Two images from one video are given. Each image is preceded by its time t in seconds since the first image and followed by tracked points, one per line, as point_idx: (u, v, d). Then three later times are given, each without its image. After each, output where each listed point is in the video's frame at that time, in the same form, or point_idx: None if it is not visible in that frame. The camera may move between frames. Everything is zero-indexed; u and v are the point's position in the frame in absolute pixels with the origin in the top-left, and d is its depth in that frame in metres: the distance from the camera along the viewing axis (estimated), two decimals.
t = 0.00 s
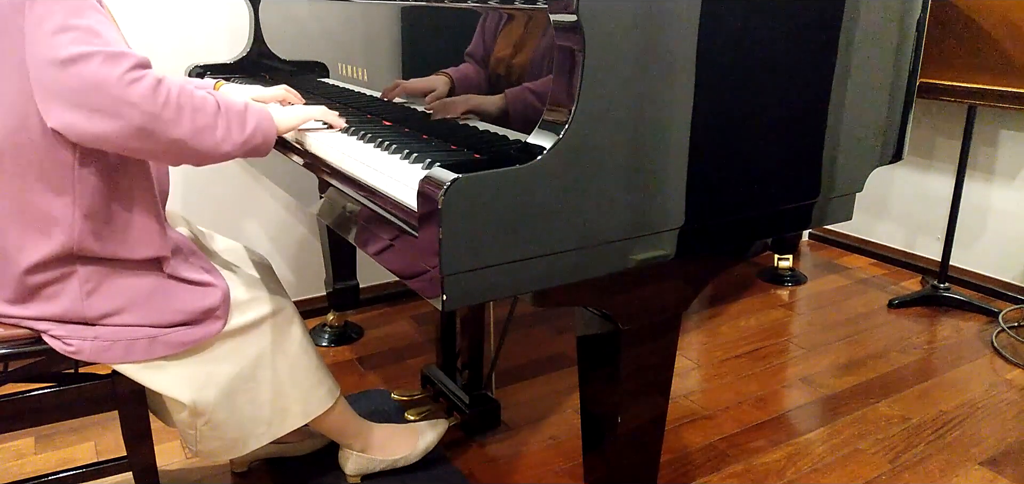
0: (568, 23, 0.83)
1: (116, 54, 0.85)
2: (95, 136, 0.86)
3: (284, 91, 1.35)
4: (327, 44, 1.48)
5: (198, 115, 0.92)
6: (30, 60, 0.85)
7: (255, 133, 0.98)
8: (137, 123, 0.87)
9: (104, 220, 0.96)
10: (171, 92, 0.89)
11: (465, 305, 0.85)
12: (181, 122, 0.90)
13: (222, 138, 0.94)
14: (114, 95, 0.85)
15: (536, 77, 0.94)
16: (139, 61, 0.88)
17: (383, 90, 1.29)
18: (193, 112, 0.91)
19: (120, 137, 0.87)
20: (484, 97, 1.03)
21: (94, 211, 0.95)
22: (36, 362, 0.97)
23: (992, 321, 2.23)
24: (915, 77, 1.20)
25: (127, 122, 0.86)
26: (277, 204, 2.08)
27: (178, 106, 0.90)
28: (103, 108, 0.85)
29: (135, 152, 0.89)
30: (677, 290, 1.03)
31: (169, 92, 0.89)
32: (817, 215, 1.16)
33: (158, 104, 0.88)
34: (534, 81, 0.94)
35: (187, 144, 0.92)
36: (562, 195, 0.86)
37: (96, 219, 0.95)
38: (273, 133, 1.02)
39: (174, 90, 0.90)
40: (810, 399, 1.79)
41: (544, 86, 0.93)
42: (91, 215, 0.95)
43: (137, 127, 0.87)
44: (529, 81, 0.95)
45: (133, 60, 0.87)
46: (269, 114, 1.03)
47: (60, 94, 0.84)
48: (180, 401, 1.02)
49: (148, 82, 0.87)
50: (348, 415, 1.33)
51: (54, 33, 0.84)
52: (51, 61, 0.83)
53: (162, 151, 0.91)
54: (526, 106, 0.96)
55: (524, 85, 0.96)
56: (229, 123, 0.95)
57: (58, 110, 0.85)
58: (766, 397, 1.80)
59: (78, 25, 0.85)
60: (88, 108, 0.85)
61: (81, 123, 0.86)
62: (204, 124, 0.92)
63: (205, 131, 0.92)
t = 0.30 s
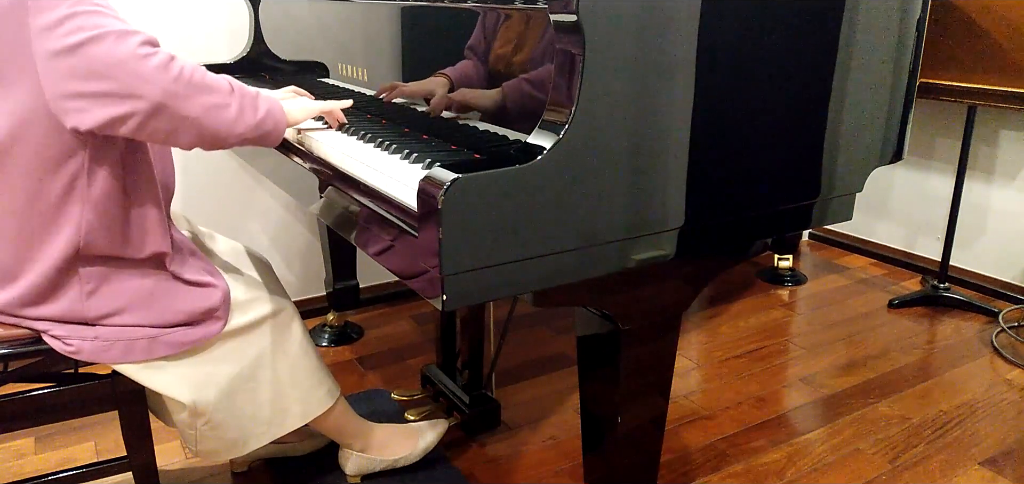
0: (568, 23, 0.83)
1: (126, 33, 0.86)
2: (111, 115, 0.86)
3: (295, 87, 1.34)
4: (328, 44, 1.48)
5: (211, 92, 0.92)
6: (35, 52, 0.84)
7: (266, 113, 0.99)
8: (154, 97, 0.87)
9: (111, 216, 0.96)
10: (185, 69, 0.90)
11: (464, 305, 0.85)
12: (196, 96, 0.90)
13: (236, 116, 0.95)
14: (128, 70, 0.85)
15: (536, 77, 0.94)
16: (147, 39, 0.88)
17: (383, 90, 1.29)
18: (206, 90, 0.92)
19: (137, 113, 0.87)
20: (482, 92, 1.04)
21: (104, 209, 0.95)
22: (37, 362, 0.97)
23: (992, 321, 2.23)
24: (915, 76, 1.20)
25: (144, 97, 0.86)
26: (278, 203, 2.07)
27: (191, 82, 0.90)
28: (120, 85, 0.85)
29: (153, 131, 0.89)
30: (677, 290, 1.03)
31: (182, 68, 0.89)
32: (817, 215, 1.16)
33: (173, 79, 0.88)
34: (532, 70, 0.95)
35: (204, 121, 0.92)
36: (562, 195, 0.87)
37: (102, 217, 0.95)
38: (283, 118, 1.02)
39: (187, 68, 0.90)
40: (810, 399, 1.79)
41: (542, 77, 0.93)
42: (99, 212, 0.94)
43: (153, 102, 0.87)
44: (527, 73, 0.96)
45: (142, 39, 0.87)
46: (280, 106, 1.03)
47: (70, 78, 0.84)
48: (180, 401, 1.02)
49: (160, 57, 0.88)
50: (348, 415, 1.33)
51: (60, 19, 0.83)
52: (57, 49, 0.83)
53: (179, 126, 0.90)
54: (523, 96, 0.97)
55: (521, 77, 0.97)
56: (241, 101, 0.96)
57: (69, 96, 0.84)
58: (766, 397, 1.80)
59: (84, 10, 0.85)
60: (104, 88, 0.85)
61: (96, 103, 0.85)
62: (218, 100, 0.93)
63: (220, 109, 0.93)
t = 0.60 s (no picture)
0: (568, 23, 0.83)
1: (128, 56, 0.85)
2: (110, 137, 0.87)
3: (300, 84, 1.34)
4: (328, 44, 1.48)
5: (211, 112, 0.92)
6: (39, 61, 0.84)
7: (268, 125, 0.99)
8: (154, 122, 0.87)
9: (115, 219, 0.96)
10: (185, 90, 0.90)
11: (464, 305, 0.85)
12: (196, 118, 0.91)
13: (237, 132, 0.95)
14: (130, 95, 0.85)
15: (534, 78, 0.94)
16: (150, 59, 0.88)
17: (382, 90, 1.29)
18: (206, 110, 0.92)
19: (137, 137, 0.88)
20: (476, 92, 1.05)
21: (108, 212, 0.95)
22: (37, 362, 0.97)
23: (992, 321, 2.23)
24: (915, 76, 1.20)
25: (144, 123, 0.87)
26: (277, 203, 2.07)
27: (192, 104, 0.90)
28: (118, 109, 0.85)
29: (151, 152, 0.90)
30: (677, 290, 1.03)
31: (182, 90, 0.89)
32: (817, 215, 1.16)
33: (173, 104, 0.88)
34: (523, 75, 0.97)
35: (202, 140, 0.92)
36: (562, 194, 0.87)
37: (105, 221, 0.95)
38: (281, 123, 1.02)
39: (187, 88, 0.90)
40: (810, 399, 1.79)
41: (533, 81, 0.95)
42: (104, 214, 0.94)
43: (154, 126, 0.88)
44: (518, 76, 0.97)
45: (144, 61, 0.87)
46: (276, 103, 1.03)
47: (73, 95, 0.84)
48: (180, 401, 1.02)
49: (162, 80, 0.87)
50: (348, 415, 1.33)
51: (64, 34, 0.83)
52: (61, 63, 0.83)
53: (178, 148, 0.91)
54: (513, 100, 0.98)
55: (513, 79, 0.98)
56: (243, 116, 0.96)
57: (70, 112, 0.85)
58: (766, 397, 1.80)
59: (89, 24, 0.84)
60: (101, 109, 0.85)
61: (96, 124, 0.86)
62: (218, 119, 0.93)
63: (219, 128, 0.93)
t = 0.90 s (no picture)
0: (569, 23, 0.83)
1: (121, 89, 0.85)
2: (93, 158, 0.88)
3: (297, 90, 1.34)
4: (328, 44, 1.48)
5: (195, 141, 0.93)
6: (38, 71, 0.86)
7: (251, 147, 0.99)
8: (136, 156, 0.89)
9: (105, 223, 0.96)
10: (171, 123, 0.90)
11: (465, 305, 0.85)
12: (179, 151, 0.92)
13: (219, 159, 0.96)
14: (116, 129, 0.86)
15: (534, 79, 0.94)
16: (144, 92, 0.88)
17: (382, 90, 1.29)
18: (190, 140, 0.93)
19: (118, 164, 0.89)
20: (474, 97, 1.05)
21: (91, 215, 0.95)
22: (37, 362, 0.97)
23: (992, 321, 2.23)
24: (915, 76, 1.20)
25: (126, 154, 0.88)
26: (277, 203, 2.07)
27: (176, 137, 0.91)
28: (103, 139, 0.87)
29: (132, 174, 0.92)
30: (677, 290, 1.03)
31: (169, 124, 0.90)
32: (817, 215, 1.16)
33: (158, 139, 0.89)
34: (522, 88, 0.97)
35: (184, 169, 0.94)
36: (562, 195, 0.86)
37: (90, 224, 0.95)
38: (265, 136, 1.02)
39: (174, 120, 0.91)
40: (810, 399, 1.79)
41: (531, 96, 0.95)
42: (85, 217, 0.95)
43: (136, 158, 0.89)
44: (517, 88, 0.98)
45: (138, 95, 0.87)
46: (259, 114, 1.02)
47: (63, 115, 0.85)
48: (180, 401, 1.02)
49: (150, 116, 0.88)
50: (348, 415, 1.33)
51: (61, 56, 0.84)
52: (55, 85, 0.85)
53: (156, 174, 0.93)
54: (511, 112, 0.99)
55: (512, 91, 0.98)
56: (227, 143, 0.97)
57: (59, 129, 0.86)
58: (766, 397, 1.80)
59: (86, 49, 0.85)
60: (88, 135, 0.86)
61: (80, 145, 0.87)
62: (201, 148, 0.94)
63: (202, 157, 0.94)
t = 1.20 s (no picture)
0: (568, 23, 0.83)
1: (110, 96, 0.85)
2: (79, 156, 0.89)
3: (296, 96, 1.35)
4: (328, 44, 1.48)
5: (180, 149, 0.93)
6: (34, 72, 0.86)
7: (237, 157, 1.00)
8: (119, 162, 0.89)
9: (104, 222, 0.97)
10: (157, 131, 0.90)
11: (465, 305, 0.85)
12: (163, 160, 0.92)
13: (203, 169, 0.96)
14: (101, 136, 0.86)
15: (534, 79, 0.94)
16: (133, 100, 0.88)
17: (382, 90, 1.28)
18: (175, 148, 0.93)
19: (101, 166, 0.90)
20: (474, 99, 1.05)
21: (90, 212, 0.95)
22: (37, 362, 0.97)
23: (992, 321, 2.23)
24: (915, 76, 1.20)
25: (110, 159, 0.89)
26: (277, 203, 2.07)
27: (161, 147, 0.91)
28: (90, 143, 0.87)
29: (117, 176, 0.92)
30: (677, 290, 1.03)
31: (154, 132, 0.90)
32: (817, 215, 1.16)
33: (142, 147, 0.89)
34: (523, 93, 0.96)
35: (168, 176, 0.94)
36: (562, 196, 0.86)
37: (89, 221, 0.96)
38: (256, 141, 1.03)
39: (160, 128, 0.91)
40: (810, 399, 1.79)
41: (532, 101, 0.95)
42: (84, 214, 0.95)
43: (119, 163, 0.89)
44: (518, 92, 0.97)
45: (127, 103, 0.87)
46: (250, 122, 1.02)
47: (55, 117, 0.86)
48: (180, 401, 1.02)
49: (138, 125, 0.88)
50: (348, 415, 1.33)
51: (57, 59, 0.84)
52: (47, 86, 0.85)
53: (139, 178, 0.93)
54: (513, 116, 0.98)
55: (514, 95, 0.97)
56: (213, 153, 0.97)
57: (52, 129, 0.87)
58: (766, 397, 1.80)
59: (79, 54, 0.84)
60: (76, 138, 0.87)
61: (68, 144, 0.88)
62: (186, 157, 0.94)
63: (187, 165, 0.94)
